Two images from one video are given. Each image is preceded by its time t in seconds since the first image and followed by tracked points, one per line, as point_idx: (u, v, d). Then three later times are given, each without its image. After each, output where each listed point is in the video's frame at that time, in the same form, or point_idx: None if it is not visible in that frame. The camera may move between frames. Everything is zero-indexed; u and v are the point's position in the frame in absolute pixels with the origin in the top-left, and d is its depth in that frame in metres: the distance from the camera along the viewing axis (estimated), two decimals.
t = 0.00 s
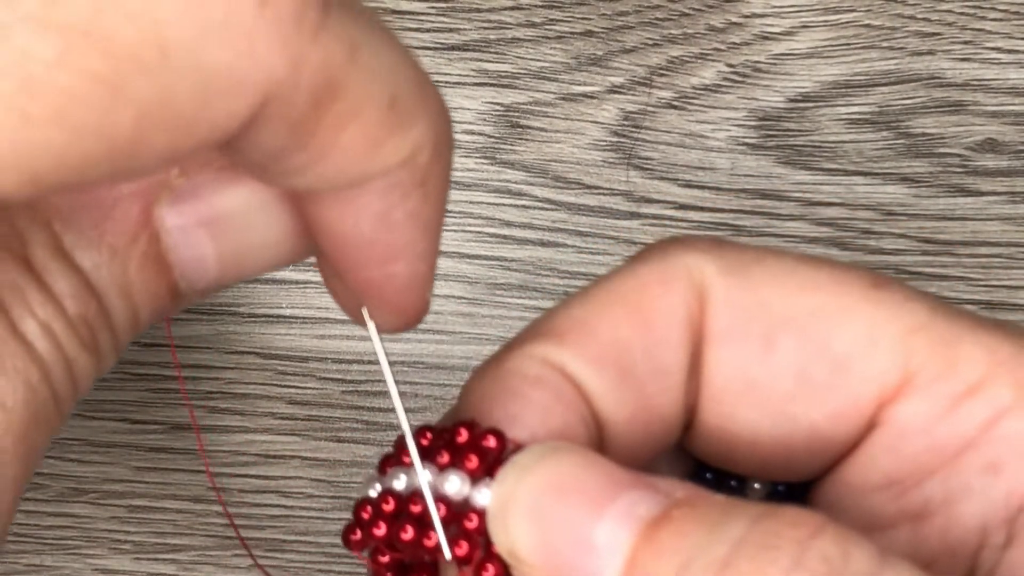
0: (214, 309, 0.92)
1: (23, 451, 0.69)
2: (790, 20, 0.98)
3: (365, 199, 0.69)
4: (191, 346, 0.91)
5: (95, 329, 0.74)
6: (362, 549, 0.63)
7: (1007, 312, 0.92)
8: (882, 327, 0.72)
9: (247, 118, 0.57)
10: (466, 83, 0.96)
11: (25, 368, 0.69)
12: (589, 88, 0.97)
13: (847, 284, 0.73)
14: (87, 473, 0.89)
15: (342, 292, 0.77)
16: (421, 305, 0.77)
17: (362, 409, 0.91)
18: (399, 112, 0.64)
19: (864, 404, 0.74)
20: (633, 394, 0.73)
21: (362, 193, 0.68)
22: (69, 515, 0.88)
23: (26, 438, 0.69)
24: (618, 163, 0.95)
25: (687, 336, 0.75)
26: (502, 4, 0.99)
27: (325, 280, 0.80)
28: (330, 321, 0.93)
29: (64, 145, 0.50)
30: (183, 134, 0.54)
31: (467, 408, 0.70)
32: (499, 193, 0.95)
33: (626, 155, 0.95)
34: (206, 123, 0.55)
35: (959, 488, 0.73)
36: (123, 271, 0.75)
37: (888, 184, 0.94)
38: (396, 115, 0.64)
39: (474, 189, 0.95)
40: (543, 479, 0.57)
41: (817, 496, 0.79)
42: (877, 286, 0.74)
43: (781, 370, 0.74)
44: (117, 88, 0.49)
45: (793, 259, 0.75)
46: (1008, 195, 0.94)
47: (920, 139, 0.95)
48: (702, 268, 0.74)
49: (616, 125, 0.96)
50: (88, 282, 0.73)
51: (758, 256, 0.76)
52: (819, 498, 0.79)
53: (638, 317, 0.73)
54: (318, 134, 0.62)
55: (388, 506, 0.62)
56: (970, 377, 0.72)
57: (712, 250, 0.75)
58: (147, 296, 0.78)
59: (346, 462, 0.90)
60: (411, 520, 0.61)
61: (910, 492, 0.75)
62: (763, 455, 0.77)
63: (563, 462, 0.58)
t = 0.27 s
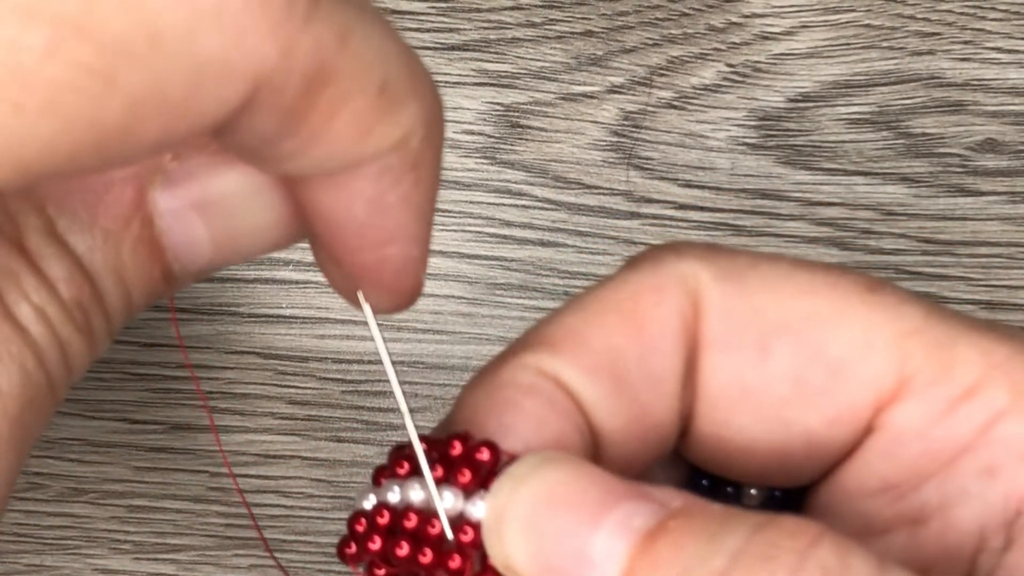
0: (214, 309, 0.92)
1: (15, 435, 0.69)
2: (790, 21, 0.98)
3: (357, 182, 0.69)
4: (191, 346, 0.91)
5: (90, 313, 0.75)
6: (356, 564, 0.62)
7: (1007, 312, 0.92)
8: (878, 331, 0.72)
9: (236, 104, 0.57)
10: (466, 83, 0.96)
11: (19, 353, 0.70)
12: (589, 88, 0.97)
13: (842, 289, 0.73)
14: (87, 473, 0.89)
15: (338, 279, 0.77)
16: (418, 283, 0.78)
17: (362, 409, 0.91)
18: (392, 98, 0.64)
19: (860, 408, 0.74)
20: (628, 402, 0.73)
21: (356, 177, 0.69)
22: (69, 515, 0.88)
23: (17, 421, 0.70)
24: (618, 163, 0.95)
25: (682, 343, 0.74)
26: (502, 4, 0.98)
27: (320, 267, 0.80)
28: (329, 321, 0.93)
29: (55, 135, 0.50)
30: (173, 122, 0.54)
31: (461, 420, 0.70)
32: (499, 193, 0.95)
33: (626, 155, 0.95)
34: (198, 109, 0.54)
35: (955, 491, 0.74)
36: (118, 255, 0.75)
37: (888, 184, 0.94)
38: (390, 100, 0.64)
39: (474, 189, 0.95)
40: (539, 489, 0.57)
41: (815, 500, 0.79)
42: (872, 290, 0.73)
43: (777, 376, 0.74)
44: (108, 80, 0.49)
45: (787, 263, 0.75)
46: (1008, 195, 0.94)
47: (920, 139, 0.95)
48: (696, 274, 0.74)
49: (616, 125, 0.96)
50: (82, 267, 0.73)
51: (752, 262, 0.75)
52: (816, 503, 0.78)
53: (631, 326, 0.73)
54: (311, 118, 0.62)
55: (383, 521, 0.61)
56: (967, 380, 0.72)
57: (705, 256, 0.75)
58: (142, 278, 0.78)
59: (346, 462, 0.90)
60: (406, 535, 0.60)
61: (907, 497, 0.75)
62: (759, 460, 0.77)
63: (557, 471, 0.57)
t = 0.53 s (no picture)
0: (214, 309, 0.92)
1: (20, 436, 0.69)
2: (790, 20, 0.98)
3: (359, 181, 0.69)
4: (192, 346, 0.91)
5: (94, 317, 0.75)
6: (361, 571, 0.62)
7: (1007, 312, 0.92)
8: (882, 332, 0.72)
9: (235, 103, 0.57)
10: (466, 83, 0.96)
11: (23, 357, 0.70)
12: (589, 88, 0.97)
13: (845, 291, 0.73)
14: (87, 473, 0.89)
15: (343, 277, 0.77)
16: (423, 284, 0.78)
17: (362, 409, 0.91)
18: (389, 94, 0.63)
19: (866, 410, 0.74)
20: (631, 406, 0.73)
21: (356, 178, 0.69)
22: (69, 515, 0.88)
23: (21, 422, 0.69)
24: (617, 163, 0.95)
25: (686, 347, 0.74)
26: (502, 4, 0.99)
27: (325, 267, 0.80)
28: (329, 321, 0.93)
29: (52, 134, 0.50)
30: (169, 122, 0.54)
31: (462, 425, 0.70)
32: (499, 193, 0.95)
33: (626, 155, 0.95)
34: (195, 109, 0.55)
35: (962, 491, 0.73)
36: (122, 259, 0.76)
37: (888, 184, 0.94)
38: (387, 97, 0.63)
39: (474, 189, 0.95)
40: (538, 491, 0.57)
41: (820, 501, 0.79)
42: (875, 292, 0.73)
43: (782, 379, 0.74)
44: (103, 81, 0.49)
45: (789, 267, 0.75)
46: (1008, 195, 0.94)
47: (920, 139, 0.95)
48: (698, 280, 0.74)
49: (616, 125, 0.96)
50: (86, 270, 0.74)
51: (754, 266, 0.75)
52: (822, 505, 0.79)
53: (635, 330, 0.73)
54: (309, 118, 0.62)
55: (385, 527, 0.61)
56: (972, 380, 0.72)
57: (707, 261, 0.75)
58: (146, 282, 0.78)
59: (346, 462, 0.90)
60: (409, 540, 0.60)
61: (914, 497, 0.75)
62: (764, 463, 0.77)
63: (560, 470, 0.57)
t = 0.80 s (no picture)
0: (214, 309, 0.92)
1: (22, 445, 0.68)
2: (790, 21, 0.98)
3: (366, 199, 0.69)
4: (192, 346, 0.92)
5: (92, 319, 0.76)
6: None
7: (1007, 312, 0.92)
8: (890, 334, 0.72)
9: (246, 136, 0.56)
10: (466, 83, 0.96)
11: (24, 365, 0.70)
12: (589, 88, 0.97)
13: (851, 294, 0.73)
14: (87, 473, 0.89)
15: (342, 284, 0.77)
16: (417, 292, 0.78)
17: (361, 409, 0.91)
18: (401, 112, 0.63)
19: (876, 413, 0.73)
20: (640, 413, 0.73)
21: (363, 195, 0.68)
22: (69, 515, 0.88)
23: (23, 430, 0.69)
24: (618, 163, 0.95)
25: (693, 352, 0.74)
26: (502, 4, 0.99)
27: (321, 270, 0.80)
28: (329, 321, 0.93)
29: (60, 176, 0.48)
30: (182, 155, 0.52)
31: (472, 432, 0.70)
32: (499, 193, 0.95)
33: (626, 155, 0.95)
34: (206, 147, 0.53)
35: (974, 489, 0.73)
36: (116, 259, 0.77)
37: (888, 184, 0.94)
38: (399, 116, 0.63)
39: (474, 189, 0.95)
40: (551, 493, 0.56)
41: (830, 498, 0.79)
42: (881, 293, 0.74)
43: (791, 384, 0.74)
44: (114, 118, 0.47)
45: (793, 271, 0.75)
46: (1008, 195, 0.94)
47: (920, 139, 0.95)
48: (703, 286, 0.74)
49: (616, 125, 0.96)
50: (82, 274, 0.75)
51: (758, 271, 0.76)
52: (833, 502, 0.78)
53: (641, 336, 0.73)
54: (319, 142, 0.61)
55: (395, 536, 0.62)
56: (981, 379, 0.72)
57: (712, 267, 0.76)
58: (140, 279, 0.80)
59: (346, 462, 0.89)
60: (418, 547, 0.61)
61: (925, 496, 0.75)
62: (775, 468, 0.77)
63: (568, 472, 0.57)
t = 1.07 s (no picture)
0: (214, 309, 0.92)
1: (27, 456, 0.70)
2: (790, 20, 0.98)
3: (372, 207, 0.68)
4: (192, 346, 0.92)
5: (99, 329, 0.76)
6: None
7: (1007, 312, 0.92)
8: (891, 334, 0.72)
9: (252, 146, 0.55)
10: (466, 83, 0.96)
11: (30, 377, 0.70)
12: (589, 88, 0.97)
13: (852, 294, 0.73)
14: (87, 473, 0.89)
15: (347, 286, 0.77)
16: (425, 294, 0.78)
17: (362, 409, 0.90)
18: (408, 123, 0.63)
19: (877, 412, 0.73)
20: (642, 414, 0.73)
21: (371, 203, 0.68)
22: (69, 515, 0.88)
23: (29, 442, 0.70)
24: (618, 163, 0.95)
25: (695, 352, 0.74)
26: (502, 4, 0.99)
27: (327, 269, 0.80)
28: (329, 321, 0.93)
29: (65, 190, 0.47)
30: (186, 167, 0.52)
31: (474, 432, 0.70)
32: (499, 193, 0.95)
33: (626, 155, 0.95)
34: (212, 158, 0.52)
35: (975, 489, 0.73)
36: (124, 270, 0.77)
37: (888, 184, 0.94)
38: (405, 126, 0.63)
39: (474, 189, 0.95)
40: (552, 493, 0.56)
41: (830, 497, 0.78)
42: (883, 293, 0.73)
43: (792, 384, 0.74)
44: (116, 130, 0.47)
45: (794, 271, 0.75)
46: (1008, 195, 0.94)
47: (920, 139, 0.95)
48: (704, 286, 0.74)
49: (616, 125, 0.96)
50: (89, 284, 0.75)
51: (759, 270, 0.76)
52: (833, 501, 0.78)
53: (643, 336, 0.73)
54: (327, 153, 0.60)
55: (397, 540, 0.61)
56: (982, 379, 0.72)
57: (714, 267, 0.75)
58: (148, 288, 0.80)
59: (346, 462, 0.89)
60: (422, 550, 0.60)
61: (926, 496, 0.75)
62: (777, 468, 0.77)
63: (568, 472, 0.57)
